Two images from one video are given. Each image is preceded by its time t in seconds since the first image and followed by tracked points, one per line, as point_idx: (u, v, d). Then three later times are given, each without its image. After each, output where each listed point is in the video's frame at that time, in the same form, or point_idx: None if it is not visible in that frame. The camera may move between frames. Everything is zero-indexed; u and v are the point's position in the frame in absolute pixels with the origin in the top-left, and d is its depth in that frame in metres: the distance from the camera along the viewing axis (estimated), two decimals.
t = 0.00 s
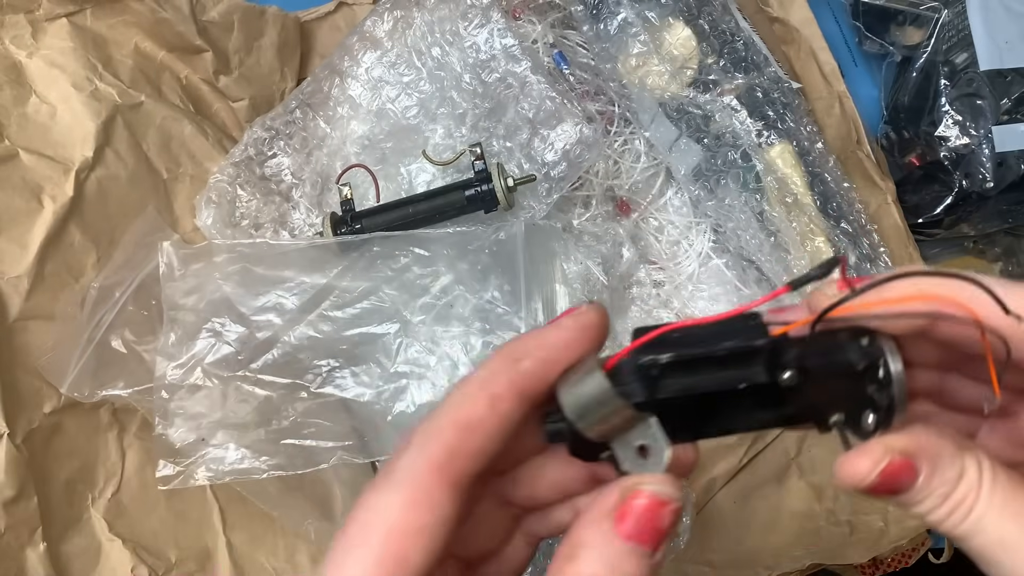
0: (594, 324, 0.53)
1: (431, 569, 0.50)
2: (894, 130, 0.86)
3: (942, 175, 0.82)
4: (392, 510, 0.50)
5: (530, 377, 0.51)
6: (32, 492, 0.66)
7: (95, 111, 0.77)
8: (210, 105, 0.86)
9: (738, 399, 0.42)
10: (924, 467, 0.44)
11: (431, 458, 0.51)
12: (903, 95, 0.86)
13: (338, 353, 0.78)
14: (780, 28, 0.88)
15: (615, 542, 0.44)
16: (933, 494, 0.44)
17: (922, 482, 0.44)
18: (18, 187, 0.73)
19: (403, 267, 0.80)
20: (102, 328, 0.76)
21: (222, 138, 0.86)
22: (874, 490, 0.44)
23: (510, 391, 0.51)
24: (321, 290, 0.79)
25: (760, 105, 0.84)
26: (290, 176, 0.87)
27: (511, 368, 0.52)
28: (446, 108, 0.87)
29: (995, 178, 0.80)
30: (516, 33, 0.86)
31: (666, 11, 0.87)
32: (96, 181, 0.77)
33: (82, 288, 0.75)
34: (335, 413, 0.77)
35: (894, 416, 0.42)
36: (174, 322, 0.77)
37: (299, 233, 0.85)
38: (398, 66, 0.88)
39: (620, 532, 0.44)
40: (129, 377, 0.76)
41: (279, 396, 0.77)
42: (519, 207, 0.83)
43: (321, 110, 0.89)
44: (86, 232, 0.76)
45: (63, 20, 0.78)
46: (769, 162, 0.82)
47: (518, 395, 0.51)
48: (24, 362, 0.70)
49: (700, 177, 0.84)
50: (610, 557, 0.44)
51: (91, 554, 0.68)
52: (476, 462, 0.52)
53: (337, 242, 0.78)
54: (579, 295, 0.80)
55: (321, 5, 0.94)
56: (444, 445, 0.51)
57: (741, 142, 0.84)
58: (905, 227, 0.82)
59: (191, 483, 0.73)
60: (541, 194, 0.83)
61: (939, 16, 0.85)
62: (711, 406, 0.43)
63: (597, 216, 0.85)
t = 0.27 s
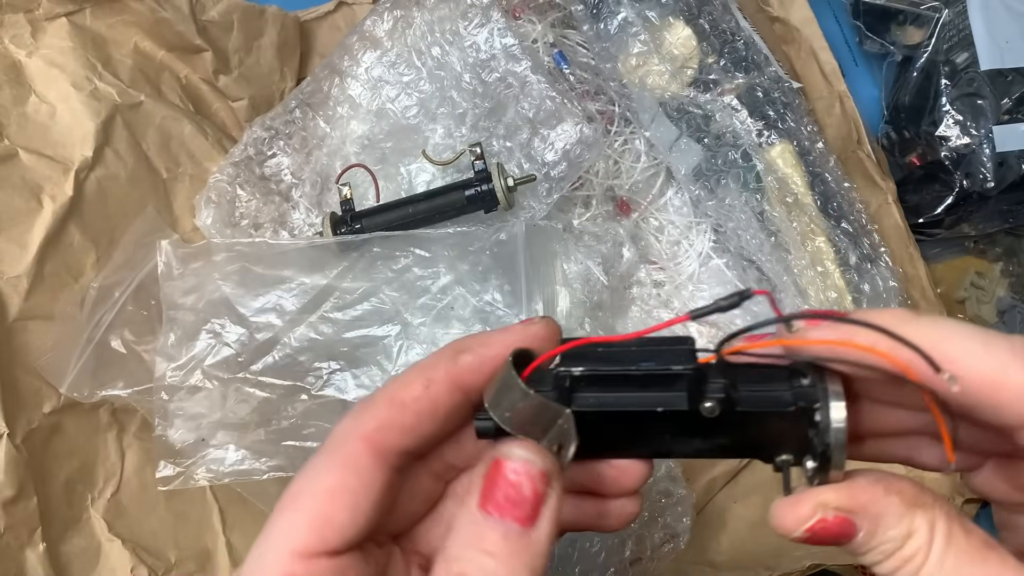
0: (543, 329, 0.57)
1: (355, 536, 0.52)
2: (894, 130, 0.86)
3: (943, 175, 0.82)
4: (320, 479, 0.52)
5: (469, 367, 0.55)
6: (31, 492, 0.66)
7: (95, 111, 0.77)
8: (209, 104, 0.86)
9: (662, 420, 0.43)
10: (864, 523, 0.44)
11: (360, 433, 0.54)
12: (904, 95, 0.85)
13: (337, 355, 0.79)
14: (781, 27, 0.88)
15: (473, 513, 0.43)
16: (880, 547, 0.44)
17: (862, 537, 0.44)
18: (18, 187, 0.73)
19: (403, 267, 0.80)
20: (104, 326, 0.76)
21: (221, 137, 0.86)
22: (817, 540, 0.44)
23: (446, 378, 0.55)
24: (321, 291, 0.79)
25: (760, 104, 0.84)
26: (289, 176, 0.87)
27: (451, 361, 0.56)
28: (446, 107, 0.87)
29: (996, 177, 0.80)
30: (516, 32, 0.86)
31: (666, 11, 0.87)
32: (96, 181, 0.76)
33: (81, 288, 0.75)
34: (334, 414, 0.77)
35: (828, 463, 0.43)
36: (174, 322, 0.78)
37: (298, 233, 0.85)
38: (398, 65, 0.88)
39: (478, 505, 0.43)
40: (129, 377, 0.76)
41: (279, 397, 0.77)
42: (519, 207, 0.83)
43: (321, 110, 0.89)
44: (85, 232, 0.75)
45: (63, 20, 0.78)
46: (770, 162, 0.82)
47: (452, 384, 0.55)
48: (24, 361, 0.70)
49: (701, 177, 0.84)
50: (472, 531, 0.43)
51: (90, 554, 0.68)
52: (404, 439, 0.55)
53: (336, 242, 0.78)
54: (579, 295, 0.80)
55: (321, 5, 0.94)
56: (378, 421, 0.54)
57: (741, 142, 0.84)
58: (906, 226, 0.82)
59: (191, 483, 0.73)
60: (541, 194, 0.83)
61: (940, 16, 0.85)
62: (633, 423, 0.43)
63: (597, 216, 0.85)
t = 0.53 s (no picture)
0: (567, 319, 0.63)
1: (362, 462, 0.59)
2: (895, 129, 0.86)
3: (943, 174, 0.82)
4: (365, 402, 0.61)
5: (495, 336, 0.61)
6: (30, 492, 0.66)
7: (95, 111, 0.77)
8: (209, 104, 0.86)
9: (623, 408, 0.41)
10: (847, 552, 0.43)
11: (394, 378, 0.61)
12: (905, 94, 0.85)
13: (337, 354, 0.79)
14: (782, 27, 0.88)
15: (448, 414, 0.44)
16: None
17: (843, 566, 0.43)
18: (17, 187, 0.73)
19: (403, 267, 0.80)
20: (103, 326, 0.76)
21: (221, 137, 0.86)
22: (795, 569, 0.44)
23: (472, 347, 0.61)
24: (321, 291, 0.79)
25: (761, 104, 0.84)
26: (289, 176, 0.87)
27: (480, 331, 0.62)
28: (446, 107, 0.87)
29: (997, 177, 0.80)
30: (516, 32, 0.86)
31: (667, 10, 0.86)
32: (95, 181, 0.76)
33: (81, 288, 0.75)
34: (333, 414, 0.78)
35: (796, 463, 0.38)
36: (173, 322, 0.78)
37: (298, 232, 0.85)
38: (398, 65, 0.88)
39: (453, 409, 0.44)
40: (128, 377, 0.76)
41: (279, 397, 0.78)
42: (519, 207, 0.83)
43: (320, 110, 0.89)
44: (84, 231, 0.75)
45: (62, 20, 0.78)
46: (770, 162, 0.82)
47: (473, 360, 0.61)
48: (23, 361, 0.70)
49: (701, 177, 0.84)
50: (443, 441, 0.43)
51: (90, 554, 0.68)
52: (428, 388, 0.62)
53: (336, 242, 0.78)
54: (578, 296, 0.80)
55: (321, 4, 0.93)
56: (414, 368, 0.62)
57: (742, 142, 0.84)
58: (906, 226, 0.82)
59: (191, 483, 0.73)
60: (541, 195, 0.83)
61: (941, 15, 0.84)
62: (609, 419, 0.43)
63: (597, 216, 0.85)
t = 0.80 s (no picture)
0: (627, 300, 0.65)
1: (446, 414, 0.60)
2: (895, 129, 0.86)
3: (943, 174, 0.82)
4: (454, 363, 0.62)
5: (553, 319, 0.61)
6: (30, 492, 0.66)
7: (95, 111, 0.77)
8: (209, 104, 0.86)
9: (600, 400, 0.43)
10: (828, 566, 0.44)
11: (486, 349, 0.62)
12: (905, 94, 0.85)
13: (338, 354, 0.79)
14: (782, 27, 0.88)
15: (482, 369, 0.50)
16: None
17: None
18: (18, 187, 0.73)
19: (403, 267, 0.80)
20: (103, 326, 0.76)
21: (221, 137, 0.86)
22: None
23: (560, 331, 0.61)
24: (321, 291, 0.79)
25: (761, 104, 0.84)
26: (289, 176, 0.87)
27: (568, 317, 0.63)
28: (446, 107, 0.87)
29: (997, 177, 0.80)
30: (516, 32, 0.86)
31: (667, 10, 0.86)
32: (94, 181, 0.76)
33: (81, 288, 0.75)
34: (334, 414, 0.78)
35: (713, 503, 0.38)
36: (173, 322, 0.78)
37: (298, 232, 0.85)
38: (398, 65, 0.88)
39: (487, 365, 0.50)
40: (129, 377, 0.76)
41: (279, 397, 0.78)
42: (518, 207, 0.83)
43: (320, 110, 0.89)
44: (83, 232, 0.75)
45: (62, 19, 0.78)
46: (770, 162, 0.82)
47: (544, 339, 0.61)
48: (23, 361, 0.70)
49: (701, 177, 0.84)
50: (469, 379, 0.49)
51: (90, 554, 0.68)
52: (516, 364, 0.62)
53: (336, 242, 0.78)
54: (578, 297, 0.81)
55: (321, 4, 0.93)
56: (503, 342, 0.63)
57: (742, 142, 0.83)
58: (906, 226, 0.82)
59: (191, 483, 0.73)
60: (541, 195, 0.83)
61: (941, 15, 0.84)
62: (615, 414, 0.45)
63: (597, 216, 0.85)
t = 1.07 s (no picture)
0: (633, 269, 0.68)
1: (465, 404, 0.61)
2: (895, 129, 0.86)
3: (943, 174, 0.82)
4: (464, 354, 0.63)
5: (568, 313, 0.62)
6: (30, 492, 0.66)
7: (95, 111, 0.77)
8: (209, 104, 0.86)
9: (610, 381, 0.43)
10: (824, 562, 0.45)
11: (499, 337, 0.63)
12: (905, 94, 0.85)
13: (338, 354, 0.79)
14: (782, 27, 0.88)
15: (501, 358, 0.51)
16: None
17: None
18: (18, 187, 0.73)
19: (403, 267, 0.80)
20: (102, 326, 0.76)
21: (221, 137, 0.86)
22: None
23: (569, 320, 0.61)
24: (321, 291, 0.79)
25: (761, 104, 0.84)
26: (289, 176, 0.87)
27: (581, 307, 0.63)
28: (446, 107, 0.87)
29: (997, 177, 0.80)
30: (516, 31, 0.86)
31: (667, 10, 0.86)
32: (94, 181, 0.76)
33: (81, 288, 0.75)
34: (334, 414, 0.78)
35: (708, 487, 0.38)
36: (173, 322, 0.78)
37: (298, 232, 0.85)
38: (398, 65, 0.88)
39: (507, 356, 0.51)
40: (128, 377, 0.76)
41: (279, 397, 0.78)
42: (518, 208, 0.83)
43: (321, 109, 0.89)
44: (83, 232, 0.75)
45: (62, 20, 0.78)
46: (770, 162, 0.82)
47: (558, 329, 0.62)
48: (22, 361, 0.70)
49: (701, 177, 0.84)
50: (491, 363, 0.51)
51: (90, 554, 0.68)
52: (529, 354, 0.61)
53: (336, 242, 0.78)
54: (578, 296, 0.81)
55: (321, 4, 0.93)
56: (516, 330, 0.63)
57: (741, 142, 0.84)
58: (907, 226, 0.82)
59: (191, 483, 0.73)
60: (541, 195, 0.83)
61: (941, 15, 0.84)
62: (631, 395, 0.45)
63: (597, 216, 0.85)
